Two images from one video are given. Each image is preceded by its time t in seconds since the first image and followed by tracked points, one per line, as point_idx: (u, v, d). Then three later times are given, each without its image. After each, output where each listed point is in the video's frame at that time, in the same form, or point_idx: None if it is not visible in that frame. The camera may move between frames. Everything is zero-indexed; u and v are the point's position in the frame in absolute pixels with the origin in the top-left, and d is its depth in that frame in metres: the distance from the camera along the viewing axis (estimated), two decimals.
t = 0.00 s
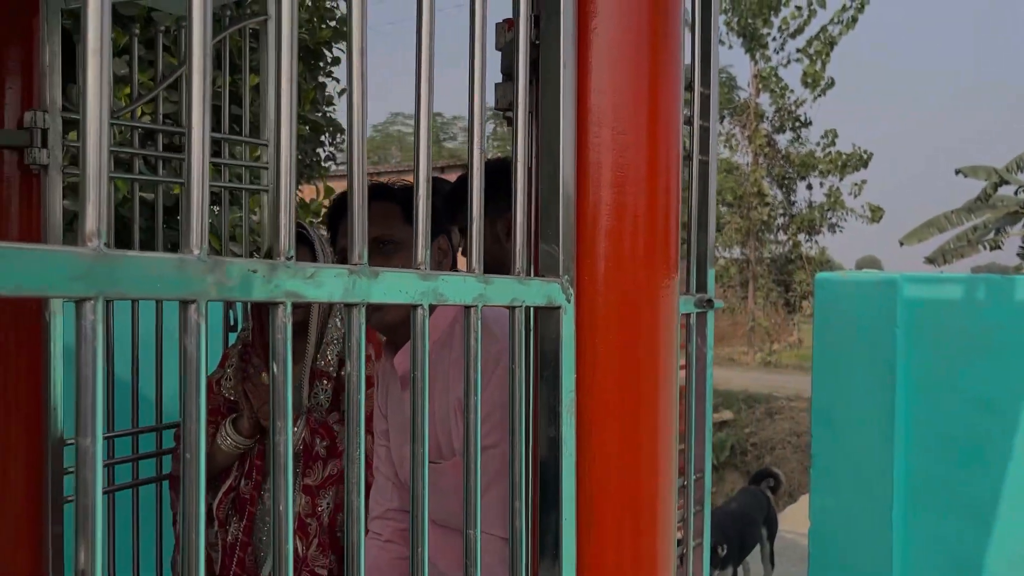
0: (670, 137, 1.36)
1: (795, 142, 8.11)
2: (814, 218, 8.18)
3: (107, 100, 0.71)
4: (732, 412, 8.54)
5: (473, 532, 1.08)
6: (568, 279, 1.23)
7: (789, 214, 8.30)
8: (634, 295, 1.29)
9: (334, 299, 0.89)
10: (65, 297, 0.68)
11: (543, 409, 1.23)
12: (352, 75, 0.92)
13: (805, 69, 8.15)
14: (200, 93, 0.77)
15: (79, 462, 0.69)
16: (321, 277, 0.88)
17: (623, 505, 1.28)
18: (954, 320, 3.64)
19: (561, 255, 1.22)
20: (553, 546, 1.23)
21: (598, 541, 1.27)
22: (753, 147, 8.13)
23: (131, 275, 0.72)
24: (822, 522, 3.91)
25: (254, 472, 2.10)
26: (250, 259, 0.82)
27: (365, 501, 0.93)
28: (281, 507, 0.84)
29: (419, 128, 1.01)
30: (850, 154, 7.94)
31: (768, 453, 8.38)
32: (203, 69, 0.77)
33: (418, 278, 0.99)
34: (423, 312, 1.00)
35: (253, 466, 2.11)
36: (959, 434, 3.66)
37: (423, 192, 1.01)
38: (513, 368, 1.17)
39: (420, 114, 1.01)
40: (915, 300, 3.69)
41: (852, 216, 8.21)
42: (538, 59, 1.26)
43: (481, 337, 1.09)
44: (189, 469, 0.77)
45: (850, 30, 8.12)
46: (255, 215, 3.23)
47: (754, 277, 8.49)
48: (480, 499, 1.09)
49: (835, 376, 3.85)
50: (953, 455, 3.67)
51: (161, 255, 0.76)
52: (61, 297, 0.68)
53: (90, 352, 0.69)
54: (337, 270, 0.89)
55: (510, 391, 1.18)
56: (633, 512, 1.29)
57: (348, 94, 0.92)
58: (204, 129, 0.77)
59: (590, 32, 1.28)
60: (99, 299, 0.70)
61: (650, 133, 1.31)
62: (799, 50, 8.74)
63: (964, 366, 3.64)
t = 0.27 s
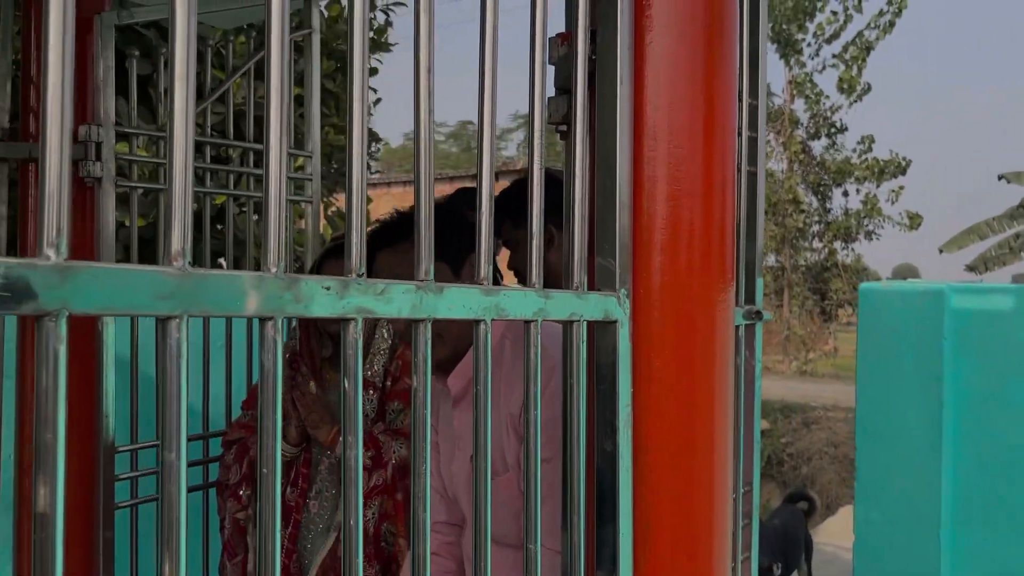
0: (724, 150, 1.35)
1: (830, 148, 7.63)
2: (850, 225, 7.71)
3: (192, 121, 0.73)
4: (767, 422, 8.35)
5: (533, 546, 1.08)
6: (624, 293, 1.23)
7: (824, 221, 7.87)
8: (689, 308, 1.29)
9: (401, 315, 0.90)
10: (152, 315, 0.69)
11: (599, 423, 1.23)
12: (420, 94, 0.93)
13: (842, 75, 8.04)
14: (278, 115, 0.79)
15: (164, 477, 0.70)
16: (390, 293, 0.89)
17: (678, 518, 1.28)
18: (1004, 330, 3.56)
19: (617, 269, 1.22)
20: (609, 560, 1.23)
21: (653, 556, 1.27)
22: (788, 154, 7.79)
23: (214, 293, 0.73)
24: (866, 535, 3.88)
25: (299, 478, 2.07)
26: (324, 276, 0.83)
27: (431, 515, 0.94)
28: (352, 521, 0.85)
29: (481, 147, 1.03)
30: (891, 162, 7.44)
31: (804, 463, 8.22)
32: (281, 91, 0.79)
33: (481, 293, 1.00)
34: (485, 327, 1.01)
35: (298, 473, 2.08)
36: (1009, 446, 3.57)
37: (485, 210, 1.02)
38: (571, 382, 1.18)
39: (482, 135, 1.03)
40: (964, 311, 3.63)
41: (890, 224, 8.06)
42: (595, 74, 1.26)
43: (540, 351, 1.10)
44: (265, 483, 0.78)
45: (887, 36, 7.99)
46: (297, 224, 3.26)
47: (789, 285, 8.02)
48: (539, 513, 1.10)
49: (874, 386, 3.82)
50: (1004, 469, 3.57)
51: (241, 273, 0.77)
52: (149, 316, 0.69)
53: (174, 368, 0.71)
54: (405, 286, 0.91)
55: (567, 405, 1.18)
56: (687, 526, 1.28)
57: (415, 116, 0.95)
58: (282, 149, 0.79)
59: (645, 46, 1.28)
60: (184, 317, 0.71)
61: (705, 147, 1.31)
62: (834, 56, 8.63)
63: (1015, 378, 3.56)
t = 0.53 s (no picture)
0: (773, 160, 1.34)
1: (864, 154, 7.27)
2: (884, 232, 7.26)
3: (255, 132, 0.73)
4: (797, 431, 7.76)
5: (581, 555, 1.09)
6: (670, 303, 1.23)
7: (858, 229, 7.37)
8: (737, 318, 1.28)
9: (454, 324, 0.90)
10: (215, 324, 0.70)
11: (646, 432, 1.22)
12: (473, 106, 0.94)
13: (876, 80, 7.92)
14: (336, 126, 0.80)
15: (226, 484, 0.71)
16: (443, 302, 0.89)
17: (725, 529, 1.27)
18: None
19: (664, 278, 1.22)
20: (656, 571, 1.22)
21: (700, 568, 1.26)
22: (820, 161, 7.34)
23: (274, 302, 0.74)
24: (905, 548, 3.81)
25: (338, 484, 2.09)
26: (379, 285, 0.83)
27: (482, 524, 0.94)
28: (406, 530, 0.86)
29: (531, 159, 1.04)
30: (927, 166, 7.05)
31: (841, 474, 7.49)
32: (339, 103, 0.80)
33: (531, 302, 1.00)
34: (535, 336, 1.01)
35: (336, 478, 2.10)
36: None
37: (535, 219, 1.02)
38: (618, 392, 1.17)
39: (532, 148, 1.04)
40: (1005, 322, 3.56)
41: (926, 230, 7.92)
42: (642, 84, 1.26)
43: (588, 360, 1.09)
44: (322, 492, 0.78)
45: (923, 40, 7.86)
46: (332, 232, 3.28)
47: (822, 292, 7.57)
48: (587, 522, 1.10)
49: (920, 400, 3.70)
50: None
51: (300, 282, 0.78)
52: (211, 324, 0.70)
53: (236, 377, 0.71)
54: (458, 295, 0.91)
55: (614, 415, 1.17)
56: (735, 537, 1.27)
57: (468, 130, 0.96)
58: (340, 160, 0.80)
59: (692, 56, 1.28)
60: (245, 326, 0.72)
61: (752, 156, 1.30)
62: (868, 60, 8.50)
63: None
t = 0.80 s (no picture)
0: (803, 167, 1.33)
1: (894, 159, 7.18)
2: (914, 237, 7.16)
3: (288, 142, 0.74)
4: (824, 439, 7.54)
5: (609, 565, 1.08)
6: (699, 311, 1.22)
7: (887, 234, 7.30)
8: (767, 327, 1.27)
9: (484, 332, 0.91)
10: (249, 332, 0.71)
11: (675, 442, 1.22)
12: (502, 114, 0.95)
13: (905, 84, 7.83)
14: (369, 136, 0.80)
15: (259, 491, 0.71)
16: (472, 311, 0.89)
17: (754, 539, 1.26)
18: None
19: (694, 286, 1.21)
20: None
21: None
22: (849, 165, 7.27)
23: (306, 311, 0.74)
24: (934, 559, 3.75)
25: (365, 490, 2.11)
26: (410, 294, 0.84)
27: (511, 532, 0.94)
28: (435, 538, 0.86)
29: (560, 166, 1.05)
30: (957, 171, 6.98)
31: (869, 483, 7.27)
32: (371, 112, 0.80)
33: (559, 311, 1.00)
34: (564, 344, 1.01)
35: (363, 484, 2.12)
36: None
37: (564, 226, 1.02)
38: (647, 402, 1.16)
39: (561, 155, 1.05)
40: None
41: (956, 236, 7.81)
42: (671, 91, 1.26)
43: (617, 369, 1.09)
44: (353, 500, 0.79)
45: (952, 44, 7.77)
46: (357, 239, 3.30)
47: (850, 299, 7.45)
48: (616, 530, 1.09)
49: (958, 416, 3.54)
50: None
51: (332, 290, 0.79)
52: (245, 333, 0.70)
53: (269, 385, 0.72)
54: (487, 303, 0.91)
55: (643, 424, 1.17)
56: (764, 547, 1.26)
57: (496, 139, 0.97)
58: (373, 169, 0.80)
59: (722, 64, 1.27)
60: (279, 334, 0.72)
61: (782, 164, 1.29)
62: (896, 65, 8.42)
63: None
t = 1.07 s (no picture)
0: (823, 174, 1.32)
1: (916, 164, 7.11)
2: (937, 243, 7.08)
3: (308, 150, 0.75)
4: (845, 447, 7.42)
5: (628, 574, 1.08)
6: (719, 319, 1.21)
7: (909, 240, 7.19)
8: (788, 335, 1.26)
9: (502, 339, 0.90)
10: (269, 339, 0.71)
11: (695, 450, 1.21)
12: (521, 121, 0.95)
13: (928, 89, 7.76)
14: (389, 143, 0.81)
15: (279, 498, 0.72)
16: (491, 318, 0.89)
17: (775, 549, 1.24)
18: None
19: (714, 293, 1.20)
20: None
21: None
22: (870, 170, 7.22)
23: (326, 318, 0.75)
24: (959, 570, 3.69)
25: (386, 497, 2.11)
26: (429, 301, 0.84)
27: (530, 541, 0.94)
28: (454, 546, 0.86)
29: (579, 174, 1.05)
30: (981, 176, 6.90)
31: (891, 491, 7.11)
32: (391, 120, 0.81)
33: (578, 318, 0.99)
34: (583, 352, 1.00)
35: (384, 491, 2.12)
36: None
37: (584, 234, 1.02)
38: (666, 410, 1.15)
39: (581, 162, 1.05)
40: None
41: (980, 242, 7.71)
42: (690, 98, 1.26)
43: (637, 377, 1.08)
44: (372, 507, 0.79)
45: (976, 48, 7.69)
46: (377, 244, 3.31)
47: (872, 305, 7.35)
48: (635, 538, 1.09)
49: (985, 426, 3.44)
50: None
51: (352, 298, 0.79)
52: (266, 340, 0.71)
53: (289, 393, 0.72)
54: (506, 310, 0.91)
55: (663, 432, 1.16)
56: (786, 557, 1.25)
57: (516, 146, 0.97)
58: (393, 177, 0.81)
59: (741, 71, 1.27)
60: (299, 342, 0.73)
61: (803, 170, 1.28)
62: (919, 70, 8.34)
63: None
